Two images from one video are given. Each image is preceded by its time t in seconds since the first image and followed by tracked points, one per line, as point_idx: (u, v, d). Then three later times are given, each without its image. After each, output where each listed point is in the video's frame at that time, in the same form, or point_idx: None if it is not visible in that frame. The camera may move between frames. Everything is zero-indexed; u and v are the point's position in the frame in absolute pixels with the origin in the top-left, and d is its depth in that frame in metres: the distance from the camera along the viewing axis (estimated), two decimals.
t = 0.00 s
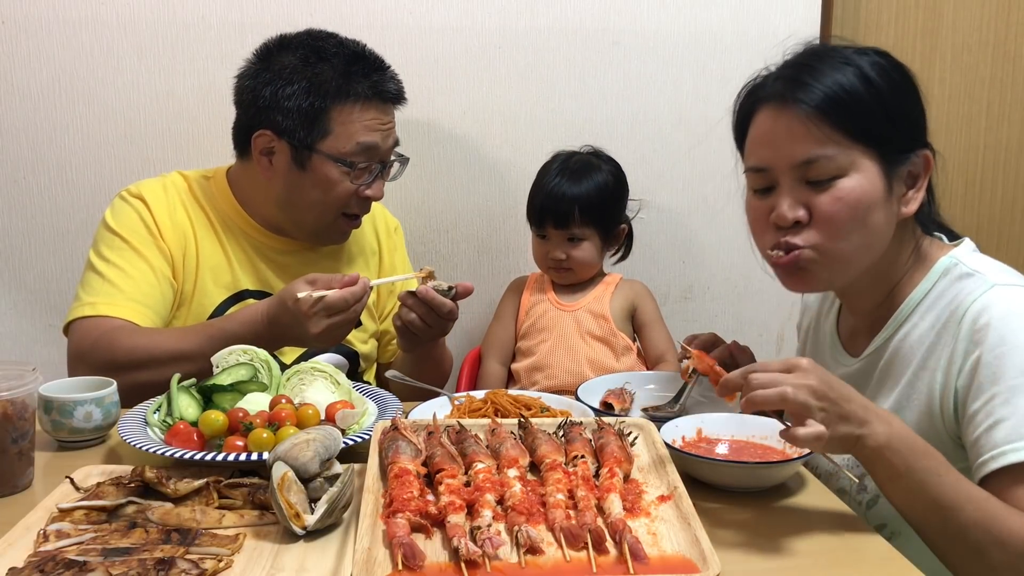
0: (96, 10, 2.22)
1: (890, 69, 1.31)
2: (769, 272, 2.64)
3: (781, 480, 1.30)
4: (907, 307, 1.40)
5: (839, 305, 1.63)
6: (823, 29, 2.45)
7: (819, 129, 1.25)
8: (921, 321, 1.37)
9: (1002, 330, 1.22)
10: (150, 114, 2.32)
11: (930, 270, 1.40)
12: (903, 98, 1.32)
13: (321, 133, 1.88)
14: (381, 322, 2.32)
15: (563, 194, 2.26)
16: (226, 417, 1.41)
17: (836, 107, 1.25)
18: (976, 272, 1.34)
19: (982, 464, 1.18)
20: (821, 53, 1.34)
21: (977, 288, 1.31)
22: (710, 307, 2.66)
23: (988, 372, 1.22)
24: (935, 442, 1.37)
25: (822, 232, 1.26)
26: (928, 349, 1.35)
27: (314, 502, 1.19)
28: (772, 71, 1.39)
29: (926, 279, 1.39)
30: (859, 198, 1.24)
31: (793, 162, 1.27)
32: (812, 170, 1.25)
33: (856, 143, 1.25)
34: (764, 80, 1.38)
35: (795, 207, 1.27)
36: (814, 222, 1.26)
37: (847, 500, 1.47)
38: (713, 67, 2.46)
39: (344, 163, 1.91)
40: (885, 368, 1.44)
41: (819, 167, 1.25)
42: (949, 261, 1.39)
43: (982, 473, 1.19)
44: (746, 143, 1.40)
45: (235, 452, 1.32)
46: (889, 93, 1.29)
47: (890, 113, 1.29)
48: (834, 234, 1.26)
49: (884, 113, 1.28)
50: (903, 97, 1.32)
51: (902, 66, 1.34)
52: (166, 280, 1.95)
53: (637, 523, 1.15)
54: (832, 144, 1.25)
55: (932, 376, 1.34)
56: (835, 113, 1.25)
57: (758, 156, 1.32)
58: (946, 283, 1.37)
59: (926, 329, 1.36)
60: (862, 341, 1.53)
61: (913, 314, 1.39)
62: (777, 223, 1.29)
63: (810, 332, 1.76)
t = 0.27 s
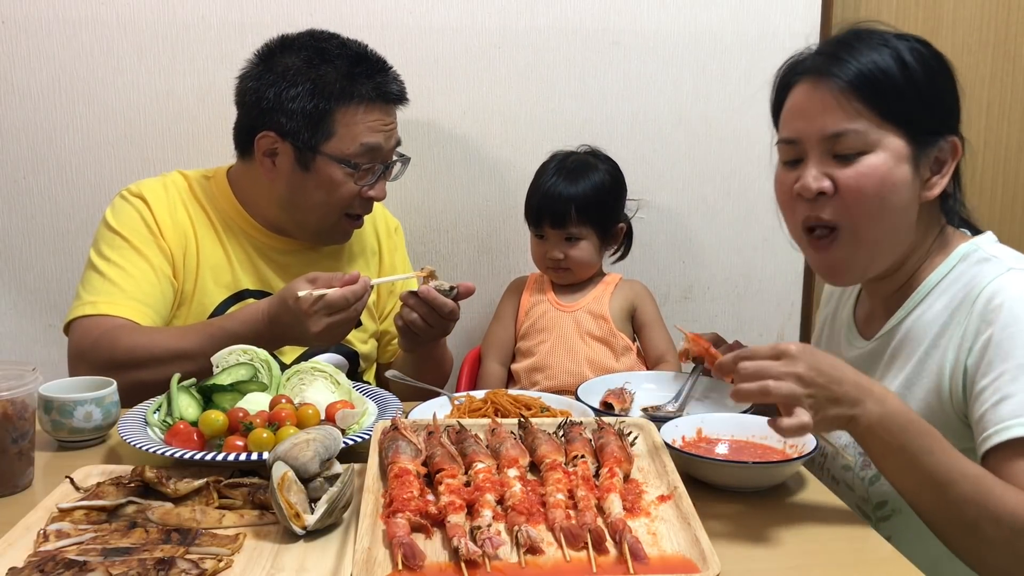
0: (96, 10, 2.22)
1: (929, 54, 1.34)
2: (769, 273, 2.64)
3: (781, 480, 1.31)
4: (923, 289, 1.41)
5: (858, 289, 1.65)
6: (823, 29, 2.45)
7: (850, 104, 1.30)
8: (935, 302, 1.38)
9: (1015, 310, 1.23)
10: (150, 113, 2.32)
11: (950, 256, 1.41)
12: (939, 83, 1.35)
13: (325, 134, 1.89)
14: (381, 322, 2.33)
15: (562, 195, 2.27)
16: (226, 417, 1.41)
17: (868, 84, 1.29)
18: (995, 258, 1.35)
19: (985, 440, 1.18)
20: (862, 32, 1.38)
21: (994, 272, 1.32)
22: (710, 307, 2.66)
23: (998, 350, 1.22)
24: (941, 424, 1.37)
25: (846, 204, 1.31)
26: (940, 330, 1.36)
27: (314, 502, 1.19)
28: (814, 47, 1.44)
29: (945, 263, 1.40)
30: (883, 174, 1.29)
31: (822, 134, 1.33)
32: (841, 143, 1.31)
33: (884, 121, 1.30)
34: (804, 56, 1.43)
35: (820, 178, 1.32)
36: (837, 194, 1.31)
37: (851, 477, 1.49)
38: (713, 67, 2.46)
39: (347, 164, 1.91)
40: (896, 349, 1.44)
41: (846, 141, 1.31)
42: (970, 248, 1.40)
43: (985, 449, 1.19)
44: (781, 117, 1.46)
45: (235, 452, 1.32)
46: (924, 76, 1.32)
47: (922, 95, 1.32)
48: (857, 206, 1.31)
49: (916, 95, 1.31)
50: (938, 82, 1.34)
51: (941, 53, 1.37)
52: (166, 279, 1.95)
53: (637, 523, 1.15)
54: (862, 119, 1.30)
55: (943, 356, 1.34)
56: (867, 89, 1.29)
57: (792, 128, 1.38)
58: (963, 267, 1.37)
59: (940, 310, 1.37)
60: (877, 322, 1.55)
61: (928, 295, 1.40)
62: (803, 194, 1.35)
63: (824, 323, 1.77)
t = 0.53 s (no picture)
0: (96, 10, 2.22)
1: (938, 51, 1.31)
2: (769, 273, 2.64)
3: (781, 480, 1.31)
4: (943, 275, 1.41)
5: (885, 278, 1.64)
6: (823, 29, 2.45)
7: (849, 114, 1.33)
8: (953, 288, 1.38)
9: None
10: (151, 113, 2.32)
11: (973, 244, 1.41)
12: (948, 79, 1.32)
13: (328, 136, 1.89)
14: (381, 322, 2.33)
15: (560, 195, 2.27)
16: (226, 417, 1.41)
17: (868, 91, 1.30)
18: (1017, 246, 1.34)
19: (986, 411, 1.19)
20: (869, 33, 1.37)
21: (1013, 258, 1.31)
22: (710, 307, 2.66)
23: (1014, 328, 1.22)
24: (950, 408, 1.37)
25: (854, 208, 1.35)
26: (954, 315, 1.36)
27: (314, 502, 1.19)
28: (829, 49, 1.45)
29: (968, 250, 1.40)
30: (889, 177, 1.31)
31: (827, 143, 1.37)
32: (846, 150, 1.34)
33: (887, 125, 1.31)
34: (818, 59, 1.45)
35: (830, 184, 1.37)
36: (846, 199, 1.35)
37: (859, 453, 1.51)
38: (713, 67, 2.46)
39: (351, 166, 1.91)
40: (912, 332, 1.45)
41: (850, 148, 1.34)
42: (994, 236, 1.39)
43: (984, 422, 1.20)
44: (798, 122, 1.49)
45: (236, 452, 1.32)
46: (932, 73, 1.30)
47: (929, 93, 1.30)
48: (866, 209, 1.34)
49: (921, 95, 1.30)
50: (949, 77, 1.32)
51: (955, 46, 1.33)
52: (167, 279, 1.95)
53: (637, 523, 1.15)
54: (862, 127, 1.32)
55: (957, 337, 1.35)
56: (865, 97, 1.31)
57: (805, 134, 1.43)
58: (985, 254, 1.37)
59: (957, 296, 1.37)
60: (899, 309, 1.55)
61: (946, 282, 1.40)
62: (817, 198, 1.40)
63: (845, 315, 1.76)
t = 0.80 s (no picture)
0: (96, 10, 2.22)
1: (942, 57, 1.30)
2: (769, 273, 2.64)
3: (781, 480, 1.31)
4: (957, 272, 1.39)
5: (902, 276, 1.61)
6: (823, 29, 2.45)
7: (850, 119, 1.34)
8: (964, 286, 1.37)
9: None
10: (151, 114, 2.32)
11: (988, 242, 1.39)
12: (953, 84, 1.30)
13: (332, 139, 1.89)
14: (381, 322, 2.33)
15: (558, 195, 2.27)
16: (226, 417, 1.41)
17: (864, 96, 1.31)
18: None
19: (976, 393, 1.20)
20: (870, 38, 1.38)
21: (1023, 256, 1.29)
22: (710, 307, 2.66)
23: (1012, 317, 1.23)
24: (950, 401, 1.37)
25: (855, 209, 1.37)
26: (960, 310, 1.36)
27: (314, 502, 1.19)
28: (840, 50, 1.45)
29: (983, 247, 1.38)
30: (888, 179, 1.32)
31: (828, 147, 1.39)
32: (847, 153, 1.36)
33: (884, 128, 1.31)
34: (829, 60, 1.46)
35: (834, 185, 1.39)
36: (848, 200, 1.37)
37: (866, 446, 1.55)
38: (713, 67, 2.46)
39: (354, 168, 1.92)
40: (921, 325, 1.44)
41: (849, 151, 1.35)
42: (1010, 233, 1.37)
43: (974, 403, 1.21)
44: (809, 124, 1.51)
45: (235, 452, 1.32)
46: (929, 76, 1.29)
47: (927, 96, 1.29)
48: (867, 209, 1.35)
49: (921, 101, 1.29)
50: (951, 79, 1.30)
51: (963, 50, 1.31)
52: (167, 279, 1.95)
53: (637, 523, 1.15)
54: (863, 132, 1.33)
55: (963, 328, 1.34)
56: (865, 104, 1.31)
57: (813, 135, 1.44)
58: (998, 252, 1.35)
59: (968, 293, 1.36)
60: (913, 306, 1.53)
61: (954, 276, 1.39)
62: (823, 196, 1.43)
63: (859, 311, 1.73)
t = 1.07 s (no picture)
0: (96, 10, 2.22)
1: (954, 54, 1.29)
2: (769, 273, 2.64)
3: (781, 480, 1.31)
4: (963, 270, 1.39)
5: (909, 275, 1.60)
6: (823, 28, 2.45)
7: (859, 115, 1.35)
8: (968, 283, 1.37)
9: None
10: (151, 114, 2.32)
11: (994, 241, 1.39)
12: (964, 83, 1.29)
13: (335, 143, 1.89)
14: (381, 322, 2.33)
15: (557, 195, 2.27)
16: (226, 417, 1.41)
17: (873, 93, 1.32)
18: None
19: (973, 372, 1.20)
20: (883, 34, 1.38)
21: None
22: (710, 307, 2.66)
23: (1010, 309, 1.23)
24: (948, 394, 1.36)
25: (862, 204, 1.38)
26: (964, 307, 1.36)
27: (314, 502, 1.19)
28: (855, 44, 1.46)
29: (989, 246, 1.38)
30: (894, 176, 1.33)
31: (838, 143, 1.41)
32: (855, 149, 1.37)
33: (892, 126, 1.32)
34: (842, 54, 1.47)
35: (843, 181, 1.41)
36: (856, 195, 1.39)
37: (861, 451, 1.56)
38: (713, 67, 2.46)
39: (356, 172, 1.92)
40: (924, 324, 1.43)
41: (858, 147, 1.37)
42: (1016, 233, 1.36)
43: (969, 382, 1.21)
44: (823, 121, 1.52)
45: (235, 452, 1.32)
46: (940, 74, 1.29)
47: (936, 95, 1.29)
48: (873, 205, 1.36)
49: (931, 99, 1.29)
50: (961, 78, 1.29)
51: (975, 49, 1.30)
52: (167, 279, 1.95)
53: (637, 523, 1.15)
54: (871, 129, 1.34)
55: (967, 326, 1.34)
56: (874, 100, 1.32)
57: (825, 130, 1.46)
58: (1004, 250, 1.35)
59: (972, 291, 1.36)
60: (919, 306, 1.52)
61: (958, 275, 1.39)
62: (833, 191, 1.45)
63: (865, 310, 1.72)
